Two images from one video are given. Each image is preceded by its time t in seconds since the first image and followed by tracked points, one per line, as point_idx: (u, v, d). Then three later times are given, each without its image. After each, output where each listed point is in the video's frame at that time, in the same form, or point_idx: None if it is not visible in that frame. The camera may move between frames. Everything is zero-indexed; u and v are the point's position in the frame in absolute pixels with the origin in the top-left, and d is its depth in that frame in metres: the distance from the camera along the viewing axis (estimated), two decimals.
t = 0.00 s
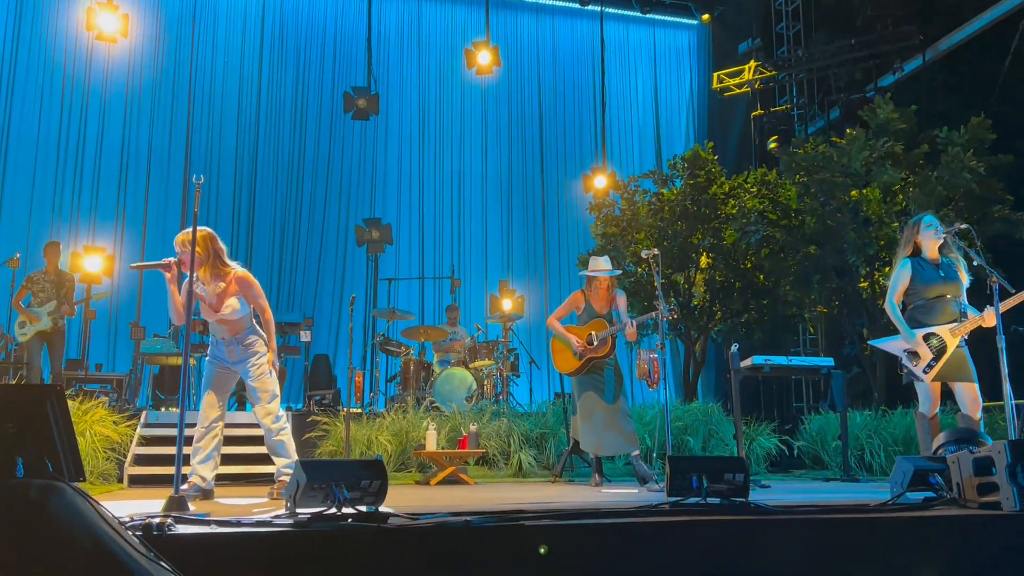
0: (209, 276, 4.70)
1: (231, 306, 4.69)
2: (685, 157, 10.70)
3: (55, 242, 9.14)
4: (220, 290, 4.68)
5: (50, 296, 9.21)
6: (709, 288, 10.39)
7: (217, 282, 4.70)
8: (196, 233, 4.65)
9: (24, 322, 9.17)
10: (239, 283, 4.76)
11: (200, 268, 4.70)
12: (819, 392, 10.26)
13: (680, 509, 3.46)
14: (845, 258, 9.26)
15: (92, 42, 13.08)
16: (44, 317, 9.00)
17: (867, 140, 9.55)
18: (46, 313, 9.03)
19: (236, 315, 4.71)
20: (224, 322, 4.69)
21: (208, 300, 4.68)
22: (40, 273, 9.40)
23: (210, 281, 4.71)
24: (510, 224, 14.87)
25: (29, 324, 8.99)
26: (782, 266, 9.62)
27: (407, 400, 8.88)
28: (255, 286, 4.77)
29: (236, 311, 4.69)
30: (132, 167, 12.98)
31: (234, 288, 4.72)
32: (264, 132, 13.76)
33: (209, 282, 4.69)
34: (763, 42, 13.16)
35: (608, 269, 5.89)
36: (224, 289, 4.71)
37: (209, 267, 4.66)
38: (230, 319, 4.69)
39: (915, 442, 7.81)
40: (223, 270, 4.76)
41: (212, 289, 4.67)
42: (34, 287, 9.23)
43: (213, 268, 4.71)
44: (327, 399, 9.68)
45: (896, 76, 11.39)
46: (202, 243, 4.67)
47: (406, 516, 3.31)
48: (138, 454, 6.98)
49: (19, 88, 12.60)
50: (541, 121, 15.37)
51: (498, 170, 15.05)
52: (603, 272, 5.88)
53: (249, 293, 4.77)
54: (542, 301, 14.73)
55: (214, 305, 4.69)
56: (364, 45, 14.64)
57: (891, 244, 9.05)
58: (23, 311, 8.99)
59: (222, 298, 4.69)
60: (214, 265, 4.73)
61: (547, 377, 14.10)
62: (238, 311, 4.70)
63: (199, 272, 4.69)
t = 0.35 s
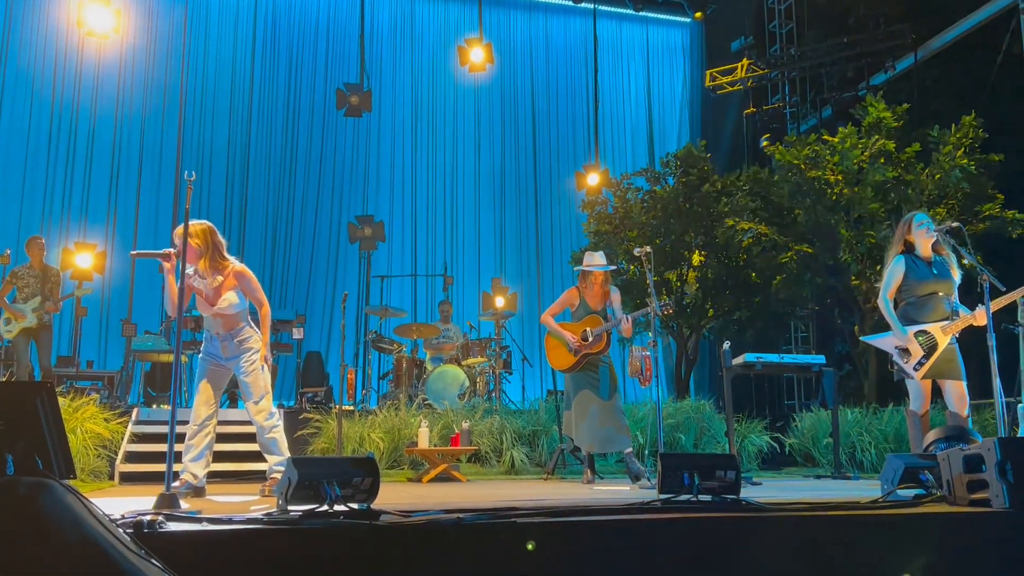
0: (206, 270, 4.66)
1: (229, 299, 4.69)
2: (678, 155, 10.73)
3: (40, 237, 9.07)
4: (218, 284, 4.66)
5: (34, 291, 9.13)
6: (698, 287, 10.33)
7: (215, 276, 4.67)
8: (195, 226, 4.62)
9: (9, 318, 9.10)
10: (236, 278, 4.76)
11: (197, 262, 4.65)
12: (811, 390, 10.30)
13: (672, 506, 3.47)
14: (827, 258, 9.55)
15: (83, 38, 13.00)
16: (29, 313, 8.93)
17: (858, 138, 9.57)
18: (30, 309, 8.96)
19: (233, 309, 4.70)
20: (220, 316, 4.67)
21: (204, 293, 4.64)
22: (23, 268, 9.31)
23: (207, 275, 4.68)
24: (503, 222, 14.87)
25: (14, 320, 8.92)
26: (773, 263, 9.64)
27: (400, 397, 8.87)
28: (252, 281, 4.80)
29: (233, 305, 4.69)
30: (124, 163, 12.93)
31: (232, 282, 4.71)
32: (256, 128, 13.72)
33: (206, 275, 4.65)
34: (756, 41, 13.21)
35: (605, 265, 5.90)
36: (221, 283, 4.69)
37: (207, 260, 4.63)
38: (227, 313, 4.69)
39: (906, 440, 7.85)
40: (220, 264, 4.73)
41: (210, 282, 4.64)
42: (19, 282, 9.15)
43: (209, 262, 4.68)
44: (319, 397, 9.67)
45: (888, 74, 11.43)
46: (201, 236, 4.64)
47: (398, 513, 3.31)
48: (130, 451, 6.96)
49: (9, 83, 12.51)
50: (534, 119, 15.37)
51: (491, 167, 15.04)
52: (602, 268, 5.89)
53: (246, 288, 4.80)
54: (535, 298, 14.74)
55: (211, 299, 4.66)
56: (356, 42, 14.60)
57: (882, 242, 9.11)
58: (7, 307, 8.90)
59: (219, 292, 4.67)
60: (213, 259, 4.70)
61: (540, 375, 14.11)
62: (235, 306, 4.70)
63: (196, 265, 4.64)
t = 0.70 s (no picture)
0: (214, 259, 4.69)
1: (232, 290, 4.70)
2: (673, 153, 10.73)
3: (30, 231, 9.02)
4: (224, 274, 4.70)
5: (23, 286, 9.09)
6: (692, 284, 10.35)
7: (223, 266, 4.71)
8: (209, 215, 4.65)
9: None
10: (243, 270, 4.79)
11: (206, 250, 4.68)
12: (804, 389, 10.33)
13: (666, 504, 3.47)
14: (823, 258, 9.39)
15: (77, 33, 12.95)
16: (18, 308, 8.89)
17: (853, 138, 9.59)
18: (19, 304, 8.92)
19: (236, 300, 4.70)
20: (219, 305, 4.68)
21: (209, 281, 4.67)
22: (13, 263, 9.26)
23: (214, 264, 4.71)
24: (498, 220, 14.88)
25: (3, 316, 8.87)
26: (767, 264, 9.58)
27: (394, 395, 8.86)
28: (259, 275, 4.82)
29: (236, 297, 4.70)
30: (118, 158, 12.88)
31: (237, 274, 4.74)
32: (250, 125, 13.69)
33: (213, 263, 4.69)
34: (751, 40, 13.23)
35: (605, 264, 5.90)
36: (227, 273, 4.72)
37: (216, 249, 4.65)
38: (228, 304, 4.68)
39: (899, 438, 7.88)
40: (228, 254, 4.76)
41: (215, 270, 4.68)
42: (8, 277, 9.09)
43: (218, 251, 4.70)
44: (313, 394, 9.66)
45: (882, 74, 11.46)
46: (210, 225, 4.64)
47: (390, 509, 3.31)
48: (123, 447, 6.95)
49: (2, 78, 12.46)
50: (529, 116, 15.37)
51: (486, 165, 15.04)
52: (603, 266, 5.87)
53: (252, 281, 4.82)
54: (529, 296, 14.74)
55: (215, 288, 4.69)
56: (351, 39, 14.58)
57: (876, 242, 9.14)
58: None
59: (224, 282, 4.70)
60: (223, 249, 4.74)
61: (534, 373, 14.13)
62: (238, 298, 4.70)
63: (205, 253, 4.69)
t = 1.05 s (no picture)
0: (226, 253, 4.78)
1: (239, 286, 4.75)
2: (667, 154, 10.74)
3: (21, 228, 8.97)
4: (235, 268, 4.77)
5: (14, 284, 9.03)
6: (685, 285, 10.36)
7: (235, 261, 4.79)
8: (231, 213, 4.76)
9: None
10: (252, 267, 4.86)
11: (220, 243, 4.78)
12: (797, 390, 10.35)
13: (658, 504, 3.47)
14: (815, 258, 9.41)
15: (71, 30, 12.91)
16: (9, 306, 8.85)
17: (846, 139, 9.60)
18: (10, 302, 8.88)
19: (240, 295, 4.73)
20: (223, 297, 4.69)
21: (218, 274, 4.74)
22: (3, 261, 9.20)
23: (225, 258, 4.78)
24: (492, 220, 14.87)
25: None
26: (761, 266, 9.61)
27: (386, 395, 8.84)
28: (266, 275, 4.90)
29: (242, 291, 4.74)
30: (111, 156, 12.84)
31: (247, 271, 4.81)
32: (244, 123, 13.67)
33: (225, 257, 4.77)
34: (745, 41, 13.25)
35: (601, 263, 5.94)
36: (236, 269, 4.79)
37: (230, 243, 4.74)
38: (233, 298, 4.70)
39: (890, 440, 7.89)
40: (239, 251, 4.83)
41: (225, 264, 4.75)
42: None
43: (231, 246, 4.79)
44: (306, 393, 9.64)
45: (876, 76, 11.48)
46: (227, 220, 4.73)
47: (381, 509, 3.31)
48: (114, 447, 6.92)
49: None
50: (523, 116, 15.38)
51: (480, 165, 15.04)
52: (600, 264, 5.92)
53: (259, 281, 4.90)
54: (523, 296, 14.75)
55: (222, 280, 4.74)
56: (346, 38, 14.57)
57: (868, 243, 9.17)
58: None
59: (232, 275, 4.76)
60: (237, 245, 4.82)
61: (527, 373, 14.15)
62: (244, 293, 4.73)
63: (218, 246, 4.77)
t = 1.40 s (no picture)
0: (234, 252, 4.89)
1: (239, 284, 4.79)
2: (660, 155, 10.75)
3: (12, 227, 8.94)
4: (241, 267, 4.85)
5: (4, 282, 9.00)
6: (677, 286, 10.38)
7: (242, 260, 4.89)
8: (248, 216, 4.93)
9: None
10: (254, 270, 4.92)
11: (230, 243, 4.90)
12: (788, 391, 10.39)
13: (649, 504, 3.48)
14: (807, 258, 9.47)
15: (64, 28, 12.85)
16: None
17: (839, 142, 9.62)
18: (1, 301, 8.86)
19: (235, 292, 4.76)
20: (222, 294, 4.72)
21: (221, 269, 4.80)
22: None
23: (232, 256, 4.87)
24: (485, 220, 14.88)
25: None
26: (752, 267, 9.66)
27: (379, 395, 8.84)
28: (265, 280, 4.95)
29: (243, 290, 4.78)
30: (103, 154, 12.79)
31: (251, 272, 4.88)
32: (237, 123, 13.65)
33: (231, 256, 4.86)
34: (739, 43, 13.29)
35: (600, 262, 5.95)
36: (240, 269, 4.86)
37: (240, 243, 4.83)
38: (233, 297, 4.74)
39: (881, 441, 7.91)
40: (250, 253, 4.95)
41: (230, 262, 4.83)
42: None
43: (240, 246, 4.90)
44: (298, 393, 9.63)
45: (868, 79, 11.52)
46: (244, 222, 4.88)
47: (372, 510, 3.30)
48: (106, 446, 6.89)
49: None
50: (517, 117, 15.39)
51: (474, 165, 15.05)
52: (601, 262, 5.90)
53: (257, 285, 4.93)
54: (516, 297, 14.76)
55: (225, 276, 4.79)
56: (340, 38, 14.55)
57: (861, 245, 9.21)
58: None
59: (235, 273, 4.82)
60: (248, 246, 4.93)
61: (520, 374, 14.16)
62: (245, 293, 4.78)
63: (227, 244, 4.89)
